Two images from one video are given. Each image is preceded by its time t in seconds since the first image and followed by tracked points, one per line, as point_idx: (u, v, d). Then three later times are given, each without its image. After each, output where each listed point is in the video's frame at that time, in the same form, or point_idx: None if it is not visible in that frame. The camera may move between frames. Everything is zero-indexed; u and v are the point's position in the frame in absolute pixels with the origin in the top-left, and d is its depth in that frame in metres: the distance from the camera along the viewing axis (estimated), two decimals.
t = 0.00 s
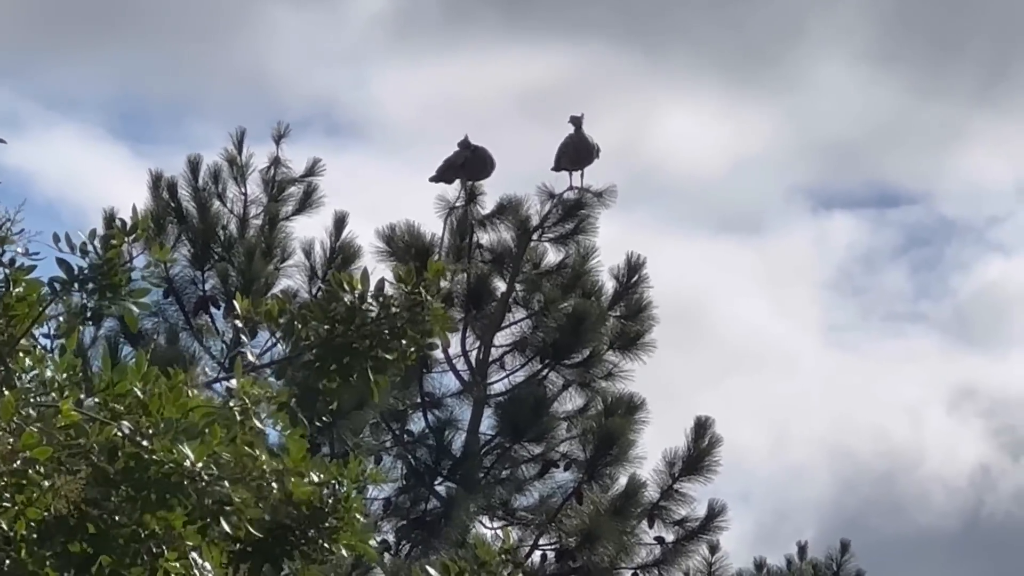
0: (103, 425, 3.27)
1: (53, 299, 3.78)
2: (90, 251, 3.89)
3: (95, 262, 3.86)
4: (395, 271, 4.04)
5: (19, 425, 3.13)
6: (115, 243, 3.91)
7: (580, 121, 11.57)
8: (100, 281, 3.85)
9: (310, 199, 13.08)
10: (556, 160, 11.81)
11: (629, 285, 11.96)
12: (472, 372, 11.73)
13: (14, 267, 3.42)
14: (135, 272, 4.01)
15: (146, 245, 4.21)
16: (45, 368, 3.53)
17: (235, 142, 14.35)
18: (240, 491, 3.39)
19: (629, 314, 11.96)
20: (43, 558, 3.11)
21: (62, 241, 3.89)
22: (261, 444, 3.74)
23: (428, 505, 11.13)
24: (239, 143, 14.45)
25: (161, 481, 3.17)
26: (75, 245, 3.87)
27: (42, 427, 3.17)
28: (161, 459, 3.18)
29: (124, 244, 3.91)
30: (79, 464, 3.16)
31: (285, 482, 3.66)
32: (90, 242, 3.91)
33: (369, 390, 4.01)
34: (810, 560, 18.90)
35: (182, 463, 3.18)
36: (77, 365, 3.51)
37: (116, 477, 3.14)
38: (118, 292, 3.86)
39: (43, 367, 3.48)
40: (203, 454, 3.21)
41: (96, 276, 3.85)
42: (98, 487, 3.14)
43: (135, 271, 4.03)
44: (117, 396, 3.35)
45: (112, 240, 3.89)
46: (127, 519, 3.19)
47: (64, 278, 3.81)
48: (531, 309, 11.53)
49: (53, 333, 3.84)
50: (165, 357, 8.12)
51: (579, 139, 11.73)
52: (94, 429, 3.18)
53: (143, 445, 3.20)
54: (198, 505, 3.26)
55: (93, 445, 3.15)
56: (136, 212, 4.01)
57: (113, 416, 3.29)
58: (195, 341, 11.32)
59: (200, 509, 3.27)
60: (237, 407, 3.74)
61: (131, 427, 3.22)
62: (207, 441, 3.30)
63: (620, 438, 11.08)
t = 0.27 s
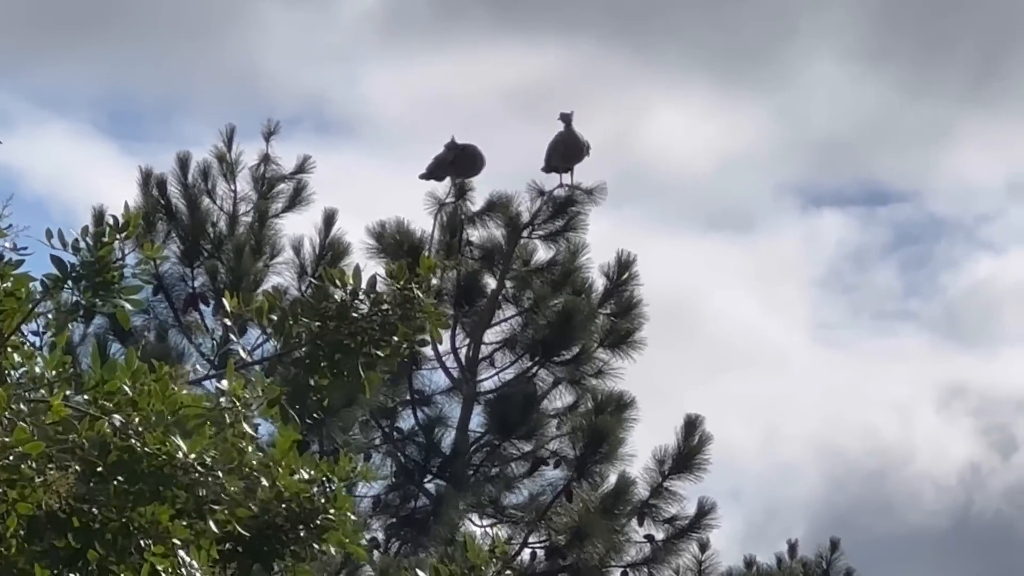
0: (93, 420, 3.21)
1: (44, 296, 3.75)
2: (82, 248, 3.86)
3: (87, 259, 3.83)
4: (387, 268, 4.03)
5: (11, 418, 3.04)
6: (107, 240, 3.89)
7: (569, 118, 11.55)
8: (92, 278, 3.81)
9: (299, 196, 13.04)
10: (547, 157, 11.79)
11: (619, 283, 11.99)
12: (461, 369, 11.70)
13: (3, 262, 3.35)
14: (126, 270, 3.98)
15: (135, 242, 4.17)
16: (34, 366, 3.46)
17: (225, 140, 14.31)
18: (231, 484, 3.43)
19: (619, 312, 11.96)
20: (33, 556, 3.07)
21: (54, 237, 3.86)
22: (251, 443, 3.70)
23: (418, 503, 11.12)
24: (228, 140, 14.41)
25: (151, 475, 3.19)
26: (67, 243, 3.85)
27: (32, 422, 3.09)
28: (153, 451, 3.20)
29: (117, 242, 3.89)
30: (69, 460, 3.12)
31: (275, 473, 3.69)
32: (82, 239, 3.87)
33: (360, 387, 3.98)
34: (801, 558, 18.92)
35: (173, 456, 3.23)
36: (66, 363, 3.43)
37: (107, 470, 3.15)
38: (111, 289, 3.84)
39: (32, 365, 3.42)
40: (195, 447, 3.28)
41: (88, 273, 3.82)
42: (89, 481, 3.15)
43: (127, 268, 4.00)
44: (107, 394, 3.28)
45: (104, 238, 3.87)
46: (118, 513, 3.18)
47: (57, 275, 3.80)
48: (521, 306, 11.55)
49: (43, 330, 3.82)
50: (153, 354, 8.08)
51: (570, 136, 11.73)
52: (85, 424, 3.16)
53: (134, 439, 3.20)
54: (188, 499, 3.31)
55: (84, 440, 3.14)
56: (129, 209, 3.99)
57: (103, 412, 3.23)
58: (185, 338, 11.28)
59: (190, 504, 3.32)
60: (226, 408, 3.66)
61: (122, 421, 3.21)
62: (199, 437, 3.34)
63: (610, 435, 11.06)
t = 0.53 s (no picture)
0: (83, 416, 3.20)
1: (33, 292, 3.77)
2: (70, 244, 3.87)
3: (75, 255, 3.84)
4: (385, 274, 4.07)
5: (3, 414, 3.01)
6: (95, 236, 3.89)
7: (560, 118, 11.58)
8: (80, 273, 3.82)
9: (290, 196, 13.04)
10: (538, 157, 11.82)
11: (609, 283, 12.00)
12: (452, 368, 11.72)
13: None
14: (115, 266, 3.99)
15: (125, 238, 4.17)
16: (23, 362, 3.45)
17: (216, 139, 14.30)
18: (221, 483, 3.42)
19: (609, 312, 11.98)
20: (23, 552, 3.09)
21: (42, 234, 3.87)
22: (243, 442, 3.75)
23: (409, 502, 11.08)
24: (219, 139, 14.40)
25: (140, 473, 3.21)
26: (55, 239, 3.86)
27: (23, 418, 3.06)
28: (143, 449, 3.20)
29: (105, 237, 3.89)
30: (59, 456, 3.13)
31: (273, 486, 3.67)
32: (70, 235, 3.89)
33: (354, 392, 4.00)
34: (791, 556, 18.97)
35: (163, 454, 3.22)
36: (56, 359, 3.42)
37: (96, 469, 3.19)
38: (98, 284, 3.84)
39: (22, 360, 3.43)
40: (185, 446, 3.25)
41: (76, 268, 3.83)
42: (79, 480, 3.18)
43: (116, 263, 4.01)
44: (96, 389, 3.25)
45: (92, 233, 3.87)
46: (107, 510, 3.24)
47: (45, 271, 3.81)
48: (512, 306, 11.57)
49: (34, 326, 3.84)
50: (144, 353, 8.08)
51: (561, 136, 11.74)
52: (75, 422, 3.17)
53: (124, 437, 3.19)
54: (178, 497, 3.32)
55: (74, 438, 3.15)
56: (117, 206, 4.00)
57: (92, 409, 3.22)
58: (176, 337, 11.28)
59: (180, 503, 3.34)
60: (216, 404, 3.68)
61: (112, 419, 3.19)
62: (189, 433, 3.33)
63: (600, 434, 11.10)
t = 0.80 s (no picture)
0: (74, 417, 3.25)
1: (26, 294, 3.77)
2: (63, 246, 3.88)
3: (68, 258, 3.85)
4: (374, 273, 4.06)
5: None
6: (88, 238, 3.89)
7: (553, 119, 11.60)
8: (73, 275, 3.84)
9: (284, 196, 13.05)
10: (532, 157, 11.84)
11: (602, 283, 12.05)
12: (445, 368, 11.74)
13: None
14: (108, 267, 3.99)
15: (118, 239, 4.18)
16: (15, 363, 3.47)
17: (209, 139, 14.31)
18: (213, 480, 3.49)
19: (602, 312, 12.00)
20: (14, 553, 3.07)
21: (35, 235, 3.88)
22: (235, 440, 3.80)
23: (402, 503, 11.17)
24: (213, 139, 14.40)
25: (133, 472, 3.22)
26: (49, 241, 3.87)
27: (15, 420, 3.12)
28: (134, 448, 3.24)
29: (98, 239, 3.89)
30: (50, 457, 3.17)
31: (260, 481, 3.68)
32: (64, 237, 3.90)
33: (345, 390, 4.02)
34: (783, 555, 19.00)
35: (154, 452, 3.25)
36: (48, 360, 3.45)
37: (88, 469, 3.20)
38: (90, 286, 3.86)
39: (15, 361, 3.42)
40: (176, 443, 3.30)
41: (69, 270, 3.84)
42: (71, 479, 3.20)
43: (109, 266, 4.03)
44: (88, 391, 3.32)
45: (85, 235, 3.87)
46: (100, 510, 3.23)
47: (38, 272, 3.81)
48: (505, 306, 11.56)
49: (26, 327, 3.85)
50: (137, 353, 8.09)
51: (554, 136, 11.75)
52: (66, 423, 3.22)
53: (115, 436, 3.24)
54: (170, 495, 3.32)
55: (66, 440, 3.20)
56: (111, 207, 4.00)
57: (85, 410, 3.27)
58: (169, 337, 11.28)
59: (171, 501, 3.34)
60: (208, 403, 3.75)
61: (103, 418, 3.24)
62: (180, 432, 3.37)
63: (593, 434, 11.10)
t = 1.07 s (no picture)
0: (69, 421, 3.25)
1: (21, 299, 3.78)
2: (58, 251, 3.88)
3: (64, 262, 3.85)
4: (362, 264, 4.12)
5: None
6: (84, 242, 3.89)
7: (547, 123, 11.61)
8: (69, 280, 3.84)
9: (278, 200, 13.04)
10: (526, 160, 11.85)
11: (597, 287, 12.03)
12: (440, 372, 11.76)
13: None
14: (104, 272, 3.99)
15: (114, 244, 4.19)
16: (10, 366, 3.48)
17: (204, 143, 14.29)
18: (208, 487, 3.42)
19: (597, 316, 12.02)
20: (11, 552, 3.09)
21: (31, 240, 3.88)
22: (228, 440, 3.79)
23: (396, 506, 11.07)
24: (207, 143, 14.40)
25: (129, 480, 3.19)
26: (45, 246, 3.86)
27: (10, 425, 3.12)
28: (129, 455, 3.21)
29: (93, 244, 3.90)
30: (46, 461, 3.19)
31: (252, 480, 3.71)
32: (59, 242, 3.90)
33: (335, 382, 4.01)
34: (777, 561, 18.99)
35: (149, 461, 3.21)
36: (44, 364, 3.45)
37: (85, 471, 3.18)
38: (86, 292, 3.85)
39: (10, 366, 3.43)
40: (171, 454, 3.25)
41: (65, 275, 3.84)
42: (67, 480, 3.19)
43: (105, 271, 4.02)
44: (84, 392, 3.29)
45: (81, 240, 3.88)
46: (95, 513, 3.19)
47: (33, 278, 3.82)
48: (499, 310, 11.58)
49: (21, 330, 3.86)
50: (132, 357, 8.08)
51: (548, 140, 11.77)
52: (62, 427, 3.23)
53: (111, 442, 3.22)
54: (167, 501, 3.29)
55: (62, 444, 3.20)
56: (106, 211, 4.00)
57: (80, 413, 3.26)
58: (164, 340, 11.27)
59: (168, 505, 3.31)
60: (201, 404, 3.68)
61: (99, 426, 3.22)
62: (176, 439, 3.33)
63: (588, 437, 11.10)
